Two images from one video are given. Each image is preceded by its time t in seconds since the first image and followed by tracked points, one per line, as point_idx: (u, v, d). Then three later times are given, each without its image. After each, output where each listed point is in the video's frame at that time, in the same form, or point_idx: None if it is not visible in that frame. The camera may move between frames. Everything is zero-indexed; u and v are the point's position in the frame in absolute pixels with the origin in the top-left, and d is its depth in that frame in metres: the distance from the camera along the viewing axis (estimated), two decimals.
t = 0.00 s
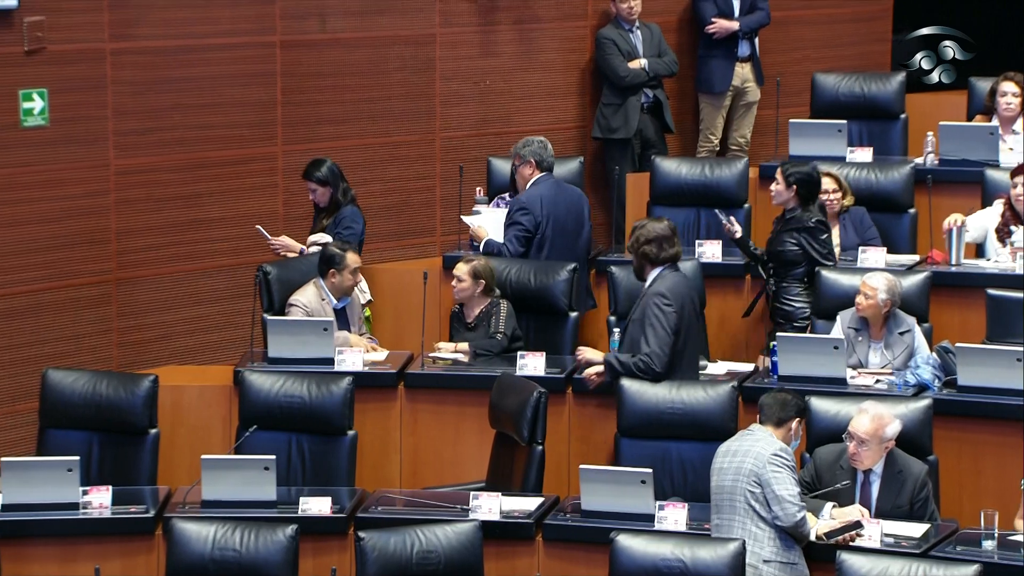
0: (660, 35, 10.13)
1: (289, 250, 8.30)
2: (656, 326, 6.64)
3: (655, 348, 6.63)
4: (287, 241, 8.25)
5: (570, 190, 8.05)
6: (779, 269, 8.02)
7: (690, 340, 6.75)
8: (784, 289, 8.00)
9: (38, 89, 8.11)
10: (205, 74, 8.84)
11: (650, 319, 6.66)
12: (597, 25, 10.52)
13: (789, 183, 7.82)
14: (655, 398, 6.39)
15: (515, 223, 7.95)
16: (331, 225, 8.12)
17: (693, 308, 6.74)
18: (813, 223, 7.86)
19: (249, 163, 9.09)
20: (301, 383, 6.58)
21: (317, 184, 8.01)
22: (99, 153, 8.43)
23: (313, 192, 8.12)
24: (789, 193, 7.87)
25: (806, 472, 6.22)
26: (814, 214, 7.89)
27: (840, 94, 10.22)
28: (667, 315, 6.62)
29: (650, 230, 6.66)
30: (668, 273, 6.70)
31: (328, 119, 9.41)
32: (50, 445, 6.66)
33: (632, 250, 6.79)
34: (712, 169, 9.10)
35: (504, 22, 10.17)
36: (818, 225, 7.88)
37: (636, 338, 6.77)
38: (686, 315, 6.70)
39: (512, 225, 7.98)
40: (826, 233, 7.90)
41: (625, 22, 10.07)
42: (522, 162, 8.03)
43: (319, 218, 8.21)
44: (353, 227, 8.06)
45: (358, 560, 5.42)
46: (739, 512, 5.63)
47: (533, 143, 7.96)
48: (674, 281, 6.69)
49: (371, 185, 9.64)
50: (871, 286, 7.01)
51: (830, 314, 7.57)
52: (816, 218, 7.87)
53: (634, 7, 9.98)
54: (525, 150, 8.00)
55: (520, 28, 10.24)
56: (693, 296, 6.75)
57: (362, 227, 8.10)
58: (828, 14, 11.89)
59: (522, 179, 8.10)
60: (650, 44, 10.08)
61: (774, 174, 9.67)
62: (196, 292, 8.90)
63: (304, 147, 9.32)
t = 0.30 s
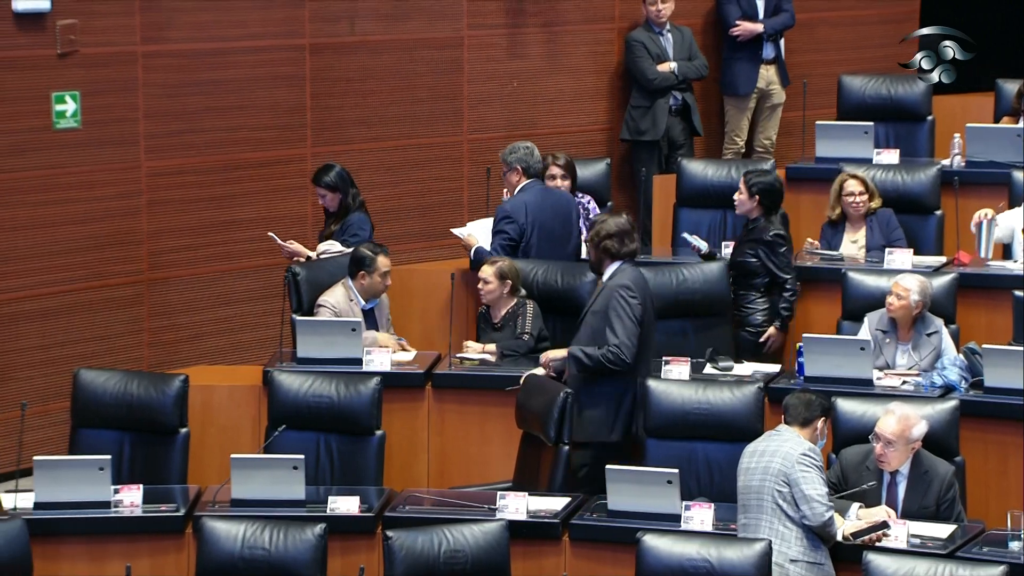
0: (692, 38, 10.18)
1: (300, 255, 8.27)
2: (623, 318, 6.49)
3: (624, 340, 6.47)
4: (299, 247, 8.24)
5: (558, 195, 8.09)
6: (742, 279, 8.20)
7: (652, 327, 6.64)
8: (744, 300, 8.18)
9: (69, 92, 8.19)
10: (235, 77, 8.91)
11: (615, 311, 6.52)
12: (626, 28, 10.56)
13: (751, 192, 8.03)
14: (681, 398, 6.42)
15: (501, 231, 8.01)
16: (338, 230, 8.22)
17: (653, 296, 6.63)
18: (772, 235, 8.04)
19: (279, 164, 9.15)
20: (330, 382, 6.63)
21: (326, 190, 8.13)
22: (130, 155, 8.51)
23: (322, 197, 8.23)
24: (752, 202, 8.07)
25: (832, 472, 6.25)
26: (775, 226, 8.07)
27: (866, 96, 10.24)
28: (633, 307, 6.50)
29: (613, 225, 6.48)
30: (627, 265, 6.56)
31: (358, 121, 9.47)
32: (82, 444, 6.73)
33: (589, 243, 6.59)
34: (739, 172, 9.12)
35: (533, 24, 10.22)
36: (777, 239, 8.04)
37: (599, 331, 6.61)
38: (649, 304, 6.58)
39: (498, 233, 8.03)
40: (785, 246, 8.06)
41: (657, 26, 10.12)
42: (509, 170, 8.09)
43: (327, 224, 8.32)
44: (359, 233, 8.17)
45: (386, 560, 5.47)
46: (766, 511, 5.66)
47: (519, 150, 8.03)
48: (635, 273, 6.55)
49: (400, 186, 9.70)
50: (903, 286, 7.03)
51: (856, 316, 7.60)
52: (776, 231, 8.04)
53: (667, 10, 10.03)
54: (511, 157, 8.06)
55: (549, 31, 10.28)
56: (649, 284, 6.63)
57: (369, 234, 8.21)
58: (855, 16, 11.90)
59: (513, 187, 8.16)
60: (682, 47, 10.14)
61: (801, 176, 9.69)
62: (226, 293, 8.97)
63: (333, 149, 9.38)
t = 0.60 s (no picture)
0: (728, 42, 10.17)
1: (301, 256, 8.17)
2: (588, 314, 6.75)
3: (596, 335, 6.70)
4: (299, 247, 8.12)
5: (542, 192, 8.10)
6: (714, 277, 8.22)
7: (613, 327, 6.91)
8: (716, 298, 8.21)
9: (102, 95, 8.27)
10: (265, 79, 8.99)
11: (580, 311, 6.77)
12: (653, 30, 10.61)
13: (721, 185, 8.16)
14: (707, 398, 6.47)
15: (490, 231, 7.95)
16: (341, 232, 8.19)
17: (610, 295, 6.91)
18: (741, 227, 8.16)
19: (307, 166, 9.21)
20: (358, 383, 6.69)
21: (330, 191, 8.07)
22: (162, 157, 8.58)
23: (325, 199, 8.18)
24: (722, 195, 8.22)
25: (858, 473, 6.28)
26: (743, 219, 8.20)
27: (893, 99, 10.24)
28: (595, 303, 6.78)
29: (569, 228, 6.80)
30: (583, 268, 6.88)
31: (386, 124, 9.53)
32: (113, 443, 6.80)
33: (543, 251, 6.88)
34: (766, 173, 9.14)
35: (561, 27, 10.27)
36: (745, 232, 8.17)
37: (564, 331, 6.82)
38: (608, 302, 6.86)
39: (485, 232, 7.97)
40: (755, 238, 8.18)
41: (693, 27, 10.16)
42: (494, 169, 8.08)
43: (330, 226, 8.28)
44: (362, 237, 8.13)
45: (414, 558, 5.52)
46: (792, 512, 5.70)
47: (503, 148, 8.02)
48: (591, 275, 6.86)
49: (428, 188, 9.76)
50: (938, 286, 7.06)
51: (883, 317, 7.61)
52: (745, 222, 8.17)
53: (705, 11, 10.07)
54: (495, 157, 8.04)
55: (577, 33, 10.34)
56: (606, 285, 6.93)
57: (372, 237, 8.16)
58: (882, 17, 11.90)
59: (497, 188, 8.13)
60: (716, 50, 10.14)
61: (827, 178, 9.70)
62: (255, 293, 9.05)
63: (362, 150, 9.44)
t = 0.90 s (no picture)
0: (764, 43, 10.20)
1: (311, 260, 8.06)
2: (543, 314, 6.57)
3: (545, 336, 6.56)
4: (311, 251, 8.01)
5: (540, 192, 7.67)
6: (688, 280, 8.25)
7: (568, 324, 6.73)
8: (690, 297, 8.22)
9: (134, 97, 8.35)
10: (296, 82, 9.06)
11: (535, 308, 6.58)
12: (681, 32, 10.75)
13: (699, 191, 8.29)
14: (734, 399, 6.50)
15: (492, 234, 7.52)
16: (351, 234, 8.11)
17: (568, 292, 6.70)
18: (723, 232, 8.26)
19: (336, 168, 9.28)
20: (386, 383, 6.75)
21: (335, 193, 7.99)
22: (193, 159, 8.66)
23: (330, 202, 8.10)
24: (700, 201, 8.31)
25: (884, 475, 6.28)
26: (722, 224, 8.31)
27: (920, 100, 10.23)
28: (553, 302, 6.58)
29: (532, 224, 6.57)
30: (542, 265, 6.66)
31: (415, 126, 9.60)
32: (145, 442, 6.88)
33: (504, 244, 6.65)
34: (792, 175, 9.17)
35: (588, 30, 10.33)
36: (728, 237, 8.25)
37: (518, 327, 6.66)
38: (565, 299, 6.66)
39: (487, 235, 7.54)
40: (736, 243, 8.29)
41: (728, 28, 10.20)
42: (492, 170, 7.57)
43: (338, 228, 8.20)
44: (373, 236, 8.07)
45: (442, 558, 5.56)
46: (818, 513, 5.73)
47: (501, 148, 7.53)
48: (551, 271, 6.64)
49: (456, 189, 9.82)
50: (970, 288, 7.08)
51: (911, 319, 7.62)
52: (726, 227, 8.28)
53: (741, 14, 10.13)
54: (494, 157, 7.55)
55: (605, 35, 10.40)
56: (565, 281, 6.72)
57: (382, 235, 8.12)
58: (909, 20, 11.91)
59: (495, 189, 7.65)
60: (751, 52, 10.18)
61: (852, 180, 9.77)
62: (285, 293, 9.11)
63: (391, 152, 9.51)
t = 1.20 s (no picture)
0: (796, 45, 10.22)
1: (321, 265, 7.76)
2: (506, 312, 6.76)
3: (504, 336, 6.75)
4: (318, 255, 7.70)
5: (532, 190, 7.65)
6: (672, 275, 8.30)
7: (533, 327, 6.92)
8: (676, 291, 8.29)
9: (166, 99, 8.43)
10: (326, 85, 9.13)
11: (500, 307, 6.78)
12: (708, 35, 10.78)
13: (679, 187, 8.29)
14: (761, 400, 6.53)
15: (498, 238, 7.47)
16: (358, 236, 7.84)
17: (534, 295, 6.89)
18: (705, 224, 8.24)
19: (365, 170, 9.35)
20: (415, 383, 6.79)
21: (342, 194, 7.71)
22: (224, 161, 8.74)
23: (332, 204, 7.78)
24: (678, 197, 8.32)
25: (911, 476, 6.32)
26: (704, 217, 8.29)
27: (947, 103, 10.24)
28: (516, 302, 6.77)
29: (501, 225, 6.78)
30: (510, 265, 6.86)
31: (443, 128, 9.66)
32: (175, 441, 6.95)
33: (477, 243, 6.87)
34: (819, 176, 9.19)
35: (616, 32, 10.38)
36: (709, 229, 8.25)
37: (483, 323, 6.85)
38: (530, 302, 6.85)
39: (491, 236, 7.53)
40: (717, 236, 8.30)
41: (760, 31, 10.24)
42: (493, 173, 7.48)
43: (339, 232, 7.92)
44: (382, 236, 7.81)
45: (471, 558, 5.61)
46: (843, 515, 5.76)
47: (504, 152, 7.42)
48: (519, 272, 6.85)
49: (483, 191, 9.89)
50: (998, 290, 7.08)
51: (937, 320, 7.64)
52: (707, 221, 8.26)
53: (772, 17, 10.16)
54: (496, 160, 7.45)
55: (632, 38, 10.45)
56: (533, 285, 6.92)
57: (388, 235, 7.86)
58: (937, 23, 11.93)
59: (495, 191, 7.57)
60: (782, 54, 10.21)
61: (880, 181, 9.79)
62: (313, 293, 9.20)
63: (420, 154, 9.58)
